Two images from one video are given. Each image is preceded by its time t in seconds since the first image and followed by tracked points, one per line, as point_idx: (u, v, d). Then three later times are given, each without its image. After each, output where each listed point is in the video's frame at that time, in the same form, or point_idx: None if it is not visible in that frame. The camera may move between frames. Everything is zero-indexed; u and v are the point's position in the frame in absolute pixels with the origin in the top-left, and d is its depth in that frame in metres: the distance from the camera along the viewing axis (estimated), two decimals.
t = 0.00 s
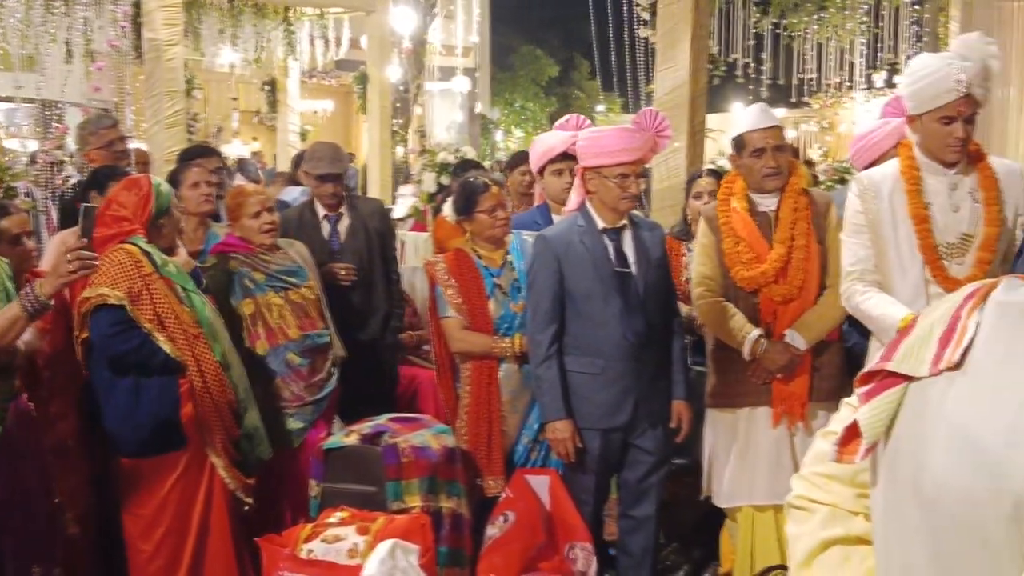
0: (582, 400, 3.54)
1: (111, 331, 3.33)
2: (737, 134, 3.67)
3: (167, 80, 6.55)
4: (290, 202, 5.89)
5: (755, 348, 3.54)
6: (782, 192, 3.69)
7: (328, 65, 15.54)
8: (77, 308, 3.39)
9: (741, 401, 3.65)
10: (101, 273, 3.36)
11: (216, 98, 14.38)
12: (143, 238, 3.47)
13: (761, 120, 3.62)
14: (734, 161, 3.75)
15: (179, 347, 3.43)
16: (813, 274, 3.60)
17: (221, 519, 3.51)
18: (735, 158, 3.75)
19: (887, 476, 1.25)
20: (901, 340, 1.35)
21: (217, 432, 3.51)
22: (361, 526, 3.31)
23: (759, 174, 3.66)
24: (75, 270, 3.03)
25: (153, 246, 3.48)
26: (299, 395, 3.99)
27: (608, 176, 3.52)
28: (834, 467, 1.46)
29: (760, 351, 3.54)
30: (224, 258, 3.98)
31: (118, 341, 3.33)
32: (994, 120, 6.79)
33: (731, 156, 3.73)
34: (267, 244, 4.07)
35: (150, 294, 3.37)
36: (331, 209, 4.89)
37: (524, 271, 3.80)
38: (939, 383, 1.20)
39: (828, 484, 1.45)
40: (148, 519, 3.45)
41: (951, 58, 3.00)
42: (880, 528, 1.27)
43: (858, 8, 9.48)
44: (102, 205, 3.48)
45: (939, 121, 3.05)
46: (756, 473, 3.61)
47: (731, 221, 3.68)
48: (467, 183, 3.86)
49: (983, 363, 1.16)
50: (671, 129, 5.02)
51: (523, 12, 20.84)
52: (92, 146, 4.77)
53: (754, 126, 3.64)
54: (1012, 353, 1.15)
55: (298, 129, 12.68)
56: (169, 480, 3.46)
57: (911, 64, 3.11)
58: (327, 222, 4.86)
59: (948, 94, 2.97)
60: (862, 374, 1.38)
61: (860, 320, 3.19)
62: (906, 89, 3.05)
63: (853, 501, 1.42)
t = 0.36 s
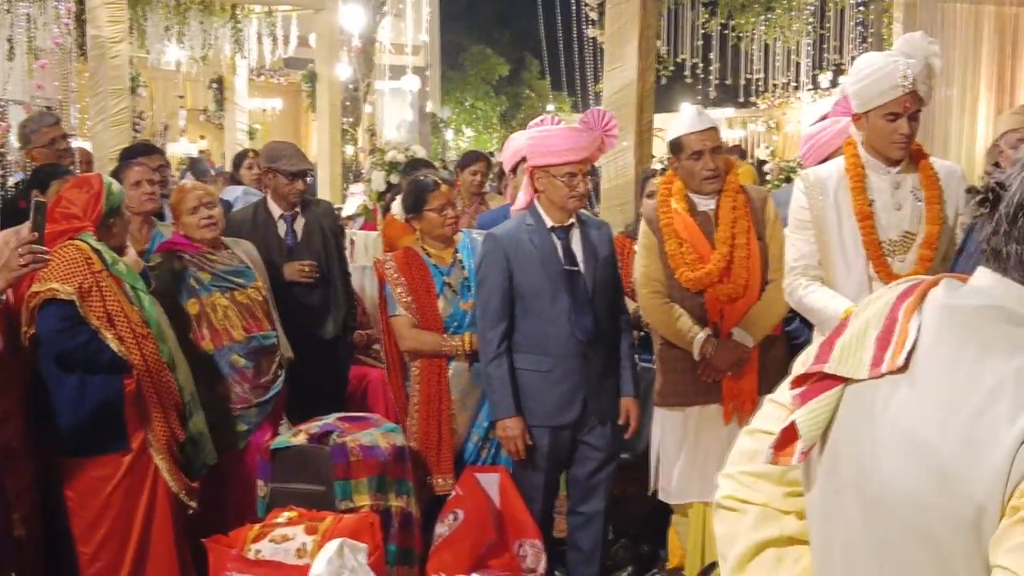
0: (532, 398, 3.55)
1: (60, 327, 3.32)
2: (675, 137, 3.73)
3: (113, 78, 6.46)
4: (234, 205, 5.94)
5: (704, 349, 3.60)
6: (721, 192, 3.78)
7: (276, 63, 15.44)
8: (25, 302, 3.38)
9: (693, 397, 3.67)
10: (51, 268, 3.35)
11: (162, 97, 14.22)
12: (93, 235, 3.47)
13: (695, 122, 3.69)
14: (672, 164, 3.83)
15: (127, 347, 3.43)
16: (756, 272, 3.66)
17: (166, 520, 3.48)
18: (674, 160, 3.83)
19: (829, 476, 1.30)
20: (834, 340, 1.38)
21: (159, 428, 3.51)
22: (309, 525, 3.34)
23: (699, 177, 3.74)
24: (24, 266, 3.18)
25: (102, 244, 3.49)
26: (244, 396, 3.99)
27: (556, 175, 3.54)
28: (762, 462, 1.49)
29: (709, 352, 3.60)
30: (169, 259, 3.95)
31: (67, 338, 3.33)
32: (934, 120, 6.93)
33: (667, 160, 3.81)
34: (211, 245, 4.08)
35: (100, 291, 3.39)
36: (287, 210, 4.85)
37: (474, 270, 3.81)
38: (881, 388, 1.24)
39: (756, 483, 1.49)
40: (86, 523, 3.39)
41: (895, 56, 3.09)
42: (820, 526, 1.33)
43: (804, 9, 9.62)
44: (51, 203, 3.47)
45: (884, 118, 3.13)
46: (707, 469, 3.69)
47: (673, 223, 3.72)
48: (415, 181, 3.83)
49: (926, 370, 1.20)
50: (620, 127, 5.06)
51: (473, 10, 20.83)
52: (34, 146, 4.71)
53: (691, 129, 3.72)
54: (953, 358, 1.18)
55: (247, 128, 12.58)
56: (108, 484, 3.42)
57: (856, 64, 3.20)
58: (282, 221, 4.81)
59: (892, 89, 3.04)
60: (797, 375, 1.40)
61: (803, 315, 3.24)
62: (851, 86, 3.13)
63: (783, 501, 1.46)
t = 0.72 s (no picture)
0: (487, 399, 3.57)
1: (15, 326, 3.28)
2: (625, 139, 3.79)
3: (64, 77, 6.36)
4: (189, 205, 5.90)
5: (662, 348, 3.64)
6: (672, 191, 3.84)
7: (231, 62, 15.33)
8: None
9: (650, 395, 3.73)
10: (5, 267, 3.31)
11: (115, 95, 14.06)
12: (48, 236, 3.44)
13: (645, 126, 3.75)
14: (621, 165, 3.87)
15: (80, 348, 3.38)
16: (708, 272, 3.73)
17: (117, 521, 3.47)
18: (623, 161, 3.87)
19: (800, 490, 1.27)
20: (783, 342, 1.34)
21: (110, 433, 3.46)
22: (264, 527, 3.32)
23: (651, 179, 3.79)
24: None
25: (56, 244, 3.46)
26: (195, 398, 3.98)
27: (511, 175, 3.56)
28: (700, 470, 1.45)
29: (667, 350, 3.64)
30: (121, 260, 3.90)
31: (20, 337, 3.29)
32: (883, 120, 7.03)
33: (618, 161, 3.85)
34: (163, 245, 4.04)
35: (55, 291, 3.36)
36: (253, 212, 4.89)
37: (429, 270, 3.81)
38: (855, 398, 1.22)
39: (696, 491, 1.45)
40: (37, 526, 3.35)
41: (855, 55, 3.14)
42: (788, 538, 1.30)
43: (757, 11, 9.76)
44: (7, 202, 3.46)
45: (843, 116, 3.19)
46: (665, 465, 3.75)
47: (625, 223, 3.75)
48: (370, 181, 3.85)
49: (905, 379, 1.19)
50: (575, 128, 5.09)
51: (430, 9, 20.82)
52: None
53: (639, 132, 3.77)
54: (933, 367, 1.18)
55: (202, 127, 12.48)
56: (59, 486, 3.39)
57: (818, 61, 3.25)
58: (249, 222, 4.86)
59: (850, 88, 3.10)
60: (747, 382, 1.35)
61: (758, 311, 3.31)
62: (811, 83, 3.18)
63: (727, 507, 1.44)
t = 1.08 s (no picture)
0: (451, 401, 3.57)
1: None
2: (590, 141, 3.83)
3: (22, 74, 6.27)
4: (150, 204, 5.86)
5: (629, 349, 3.75)
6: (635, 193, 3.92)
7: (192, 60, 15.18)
8: None
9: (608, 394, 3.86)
10: None
11: (73, 94, 13.88)
12: (6, 236, 3.42)
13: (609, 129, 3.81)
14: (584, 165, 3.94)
15: (40, 349, 3.35)
16: (672, 271, 3.83)
17: (79, 522, 3.45)
18: (587, 162, 3.94)
19: (784, 492, 1.33)
20: (738, 343, 1.39)
21: (72, 434, 3.43)
22: (227, 528, 3.33)
23: (615, 181, 3.86)
24: None
25: (14, 245, 3.43)
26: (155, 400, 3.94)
27: (474, 175, 3.57)
28: (658, 485, 1.49)
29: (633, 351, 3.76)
30: (80, 259, 3.86)
31: None
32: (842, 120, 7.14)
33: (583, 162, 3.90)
34: (123, 245, 3.99)
35: (14, 291, 3.32)
36: (212, 210, 4.90)
37: (392, 269, 3.81)
38: (830, 397, 1.29)
39: (654, 508, 1.49)
40: None
41: (821, 61, 3.19)
42: (770, 539, 1.35)
43: (719, 12, 9.84)
44: None
45: (809, 121, 3.23)
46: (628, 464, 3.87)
47: (589, 224, 3.84)
48: (332, 180, 3.83)
49: (875, 367, 1.27)
50: (539, 127, 5.11)
51: (393, 9, 20.76)
52: None
53: (603, 135, 3.83)
54: (902, 357, 1.26)
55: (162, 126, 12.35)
56: (21, 487, 3.33)
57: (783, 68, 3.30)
58: (211, 221, 4.88)
59: (817, 93, 3.15)
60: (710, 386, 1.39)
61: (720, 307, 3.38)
62: (778, 87, 3.22)
63: (687, 519, 1.50)
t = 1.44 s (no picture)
0: (420, 401, 3.56)
1: None
2: (562, 143, 3.84)
3: None
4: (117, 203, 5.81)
5: (598, 350, 3.82)
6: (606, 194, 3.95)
7: (157, 59, 15.04)
8: None
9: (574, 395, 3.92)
10: None
11: (38, 93, 13.73)
12: None
13: (582, 131, 3.80)
14: (555, 165, 3.96)
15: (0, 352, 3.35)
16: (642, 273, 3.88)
17: (45, 524, 3.46)
18: (558, 162, 3.94)
19: (784, 486, 1.49)
20: (701, 347, 1.55)
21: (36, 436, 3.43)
22: (193, 530, 3.31)
23: (586, 183, 3.87)
24: None
25: None
26: (120, 403, 3.90)
27: (439, 176, 3.56)
28: (629, 500, 1.63)
29: (602, 353, 3.83)
30: (43, 261, 3.81)
31: None
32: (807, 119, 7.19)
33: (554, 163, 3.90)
34: (87, 245, 3.99)
35: None
36: (170, 211, 4.87)
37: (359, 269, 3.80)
38: (812, 393, 1.46)
39: (630, 522, 1.63)
40: None
41: (791, 65, 3.21)
42: (770, 529, 1.51)
43: (686, 12, 9.88)
44: None
45: (779, 125, 3.26)
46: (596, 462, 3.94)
47: (559, 224, 3.88)
48: (297, 180, 3.80)
49: (846, 358, 1.46)
50: (508, 127, 5.11)
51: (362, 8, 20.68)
52: None
53: (575, 137, 3.82)
54: (875, 350, 1.45)
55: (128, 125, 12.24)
56: None
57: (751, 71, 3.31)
58: (168, 223, 4.88)
59: (790, 98, 3.18)
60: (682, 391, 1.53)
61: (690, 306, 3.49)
62: (749, 88, 3.23)
63: (661, 529, 1.64)
